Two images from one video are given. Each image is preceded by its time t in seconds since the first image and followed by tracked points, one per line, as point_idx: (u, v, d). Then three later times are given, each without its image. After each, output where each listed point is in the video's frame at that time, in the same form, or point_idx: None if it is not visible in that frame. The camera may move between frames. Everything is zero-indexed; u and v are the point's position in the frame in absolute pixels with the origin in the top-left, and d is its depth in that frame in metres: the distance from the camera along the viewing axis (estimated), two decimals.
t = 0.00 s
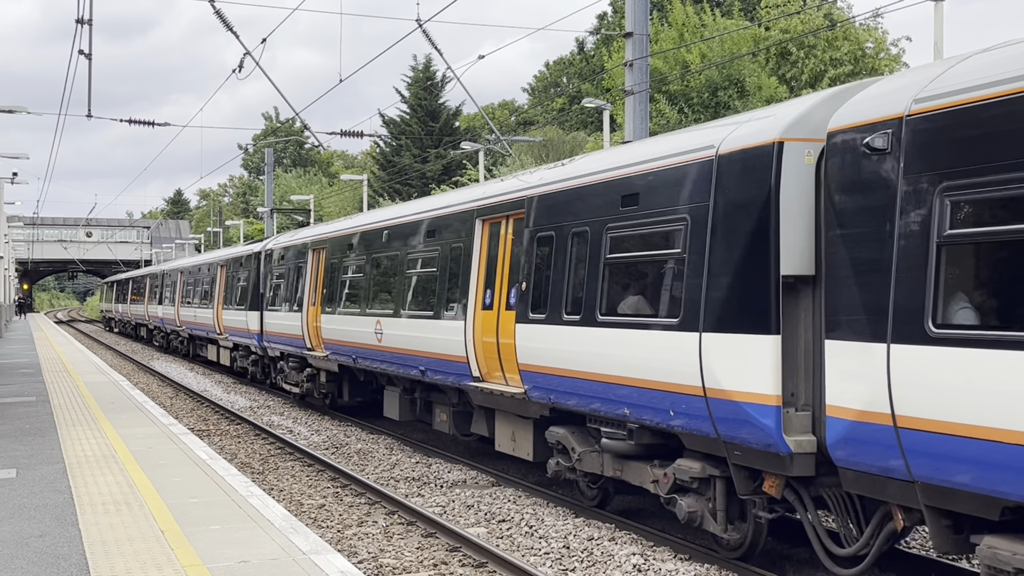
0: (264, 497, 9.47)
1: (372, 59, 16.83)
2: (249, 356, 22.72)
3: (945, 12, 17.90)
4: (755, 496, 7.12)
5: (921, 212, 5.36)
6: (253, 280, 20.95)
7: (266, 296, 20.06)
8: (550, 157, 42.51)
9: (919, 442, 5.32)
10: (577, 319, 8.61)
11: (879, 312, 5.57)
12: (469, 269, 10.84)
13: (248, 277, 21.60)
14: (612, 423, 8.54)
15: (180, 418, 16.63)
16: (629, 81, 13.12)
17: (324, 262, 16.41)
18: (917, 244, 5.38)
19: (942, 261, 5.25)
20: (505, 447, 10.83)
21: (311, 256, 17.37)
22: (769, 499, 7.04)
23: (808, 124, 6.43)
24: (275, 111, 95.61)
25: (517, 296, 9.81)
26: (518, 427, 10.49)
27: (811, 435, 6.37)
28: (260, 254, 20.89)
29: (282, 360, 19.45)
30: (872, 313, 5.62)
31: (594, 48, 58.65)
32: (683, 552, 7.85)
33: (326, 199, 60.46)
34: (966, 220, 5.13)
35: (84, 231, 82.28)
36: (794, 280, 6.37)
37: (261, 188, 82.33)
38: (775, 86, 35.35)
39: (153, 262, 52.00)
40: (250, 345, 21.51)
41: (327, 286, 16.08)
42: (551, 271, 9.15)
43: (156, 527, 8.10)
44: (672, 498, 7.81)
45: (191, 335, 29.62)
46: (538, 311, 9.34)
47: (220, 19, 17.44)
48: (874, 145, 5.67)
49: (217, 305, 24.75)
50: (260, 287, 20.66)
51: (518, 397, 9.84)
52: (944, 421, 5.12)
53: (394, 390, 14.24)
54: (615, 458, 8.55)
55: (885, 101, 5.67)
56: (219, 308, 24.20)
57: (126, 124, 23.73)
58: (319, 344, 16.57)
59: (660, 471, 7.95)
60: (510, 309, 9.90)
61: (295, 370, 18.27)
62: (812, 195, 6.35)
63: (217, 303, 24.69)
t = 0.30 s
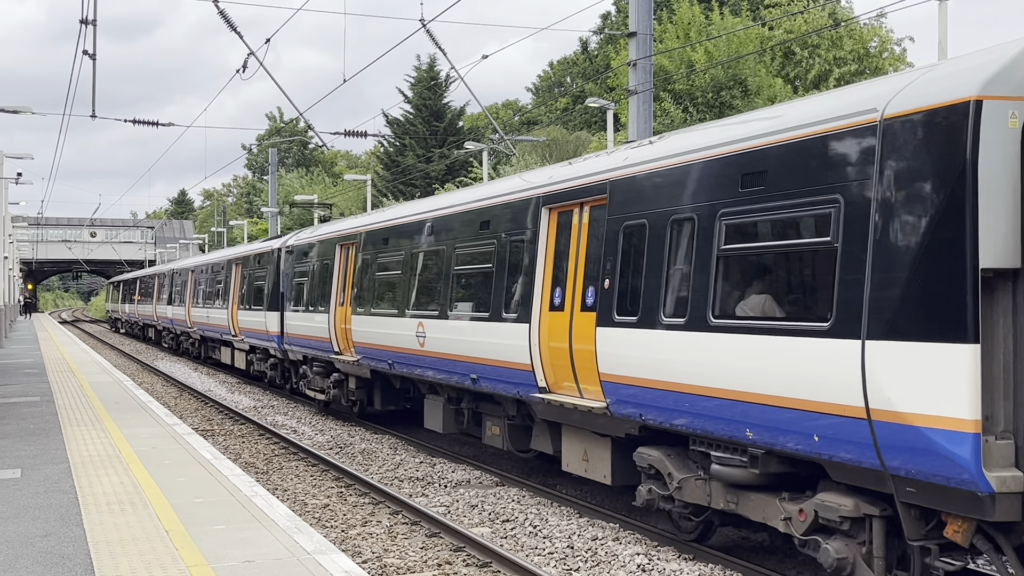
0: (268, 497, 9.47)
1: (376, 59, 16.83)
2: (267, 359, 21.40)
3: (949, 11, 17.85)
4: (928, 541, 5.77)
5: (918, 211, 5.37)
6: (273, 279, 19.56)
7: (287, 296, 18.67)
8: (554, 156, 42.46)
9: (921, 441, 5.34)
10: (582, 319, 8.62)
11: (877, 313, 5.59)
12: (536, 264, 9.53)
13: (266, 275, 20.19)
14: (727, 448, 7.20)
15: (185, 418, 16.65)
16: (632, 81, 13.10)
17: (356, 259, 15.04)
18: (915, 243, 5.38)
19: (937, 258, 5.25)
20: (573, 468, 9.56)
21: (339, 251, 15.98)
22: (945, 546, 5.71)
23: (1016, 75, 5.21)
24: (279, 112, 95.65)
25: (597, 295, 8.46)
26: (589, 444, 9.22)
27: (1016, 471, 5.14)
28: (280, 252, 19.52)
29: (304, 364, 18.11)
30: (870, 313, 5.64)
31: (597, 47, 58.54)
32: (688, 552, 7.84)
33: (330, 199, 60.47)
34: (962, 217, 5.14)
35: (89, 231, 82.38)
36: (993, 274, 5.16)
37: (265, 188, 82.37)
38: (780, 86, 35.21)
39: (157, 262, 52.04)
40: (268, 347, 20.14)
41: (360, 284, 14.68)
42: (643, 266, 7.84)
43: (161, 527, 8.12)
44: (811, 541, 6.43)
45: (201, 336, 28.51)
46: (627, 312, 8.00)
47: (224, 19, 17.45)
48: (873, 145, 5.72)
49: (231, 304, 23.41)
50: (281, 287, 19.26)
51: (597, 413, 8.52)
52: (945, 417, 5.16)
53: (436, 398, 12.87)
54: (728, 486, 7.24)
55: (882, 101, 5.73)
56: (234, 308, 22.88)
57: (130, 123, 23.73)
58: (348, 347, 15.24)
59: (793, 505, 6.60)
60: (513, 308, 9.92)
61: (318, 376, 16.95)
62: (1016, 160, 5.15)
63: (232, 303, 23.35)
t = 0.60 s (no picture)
0: (271, 497, 9.46)
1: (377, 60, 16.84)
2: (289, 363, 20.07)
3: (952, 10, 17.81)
4: None
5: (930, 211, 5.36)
6: (294, 279, 18.15)
7: (310, 296, 17.25)
8: (557, 156, 42.48)
9: (925, 441, 5.26)
10: (584, 319, 8.60)
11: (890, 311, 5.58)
12: (621, 257, 8.12)
13: (287, 274, 18.77)
14: (894, 483, 5.76)
15: (189, 417, 16.68)
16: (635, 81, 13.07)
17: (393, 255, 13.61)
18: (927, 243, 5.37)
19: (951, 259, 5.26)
20: (667, 497, 8.13)
21: (371, 247, 14.57)
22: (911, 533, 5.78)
23: None
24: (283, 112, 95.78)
25: (708, 294, 7.06)
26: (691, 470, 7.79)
27: None
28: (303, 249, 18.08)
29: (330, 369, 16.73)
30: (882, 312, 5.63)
31: (600, 47, 58.43)
32: (691, 552, 7.81)
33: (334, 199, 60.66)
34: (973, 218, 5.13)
35: (92, 232, 82.59)
36: None
37: (269, 188, 82.46)
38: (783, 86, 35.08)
39: (161, 262, 52.12)
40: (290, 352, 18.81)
41: (396, 282, 13.24)
42: (772, 260, 6.49)
43: (163, 527, 8.12)
44: None
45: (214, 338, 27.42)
46: (750, 314, 6.62)
47: (227, 20, 17.45)
48: (876, 145, 5.70)
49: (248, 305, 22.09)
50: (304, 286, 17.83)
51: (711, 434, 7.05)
52: (947, 418, 5.10)
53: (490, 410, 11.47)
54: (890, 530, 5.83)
55: (884, 101, 5.71)
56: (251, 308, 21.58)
57: (134, 123, 23.77)
58: (380, 352, 13.82)
59: (1000, 560, 5.15)
60: (517, 308, 9.90)
61: (346, 382, 15.62)
62: None
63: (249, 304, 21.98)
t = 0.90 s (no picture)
0: (274, 497, 9.48)
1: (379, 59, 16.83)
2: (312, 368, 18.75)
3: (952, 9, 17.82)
4: None
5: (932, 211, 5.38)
6: (318, 278, 16.86)
7: (338, 299, 15.92)
8: (558, 156, 42.50)
9: (927, 440, 5.28)
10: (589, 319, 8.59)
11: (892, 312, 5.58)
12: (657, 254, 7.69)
13: (310, 274, 17.46)
14: None
15: (191, 417, 16.72)
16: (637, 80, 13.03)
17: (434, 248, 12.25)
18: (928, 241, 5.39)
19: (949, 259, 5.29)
20: (802, 538, 6.67)
21: (409, 241, 13.18)
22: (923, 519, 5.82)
23: None
24: (285, 112, 95.84)
25: (878, 291, 5.66)
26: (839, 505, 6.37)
27: None
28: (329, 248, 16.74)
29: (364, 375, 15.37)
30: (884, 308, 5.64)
31: (602, 46, 58.37)
32: (694, 552, 7.82)
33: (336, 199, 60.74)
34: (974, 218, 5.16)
35: (95, 232, 82.76)
36: None
37: (271, 189, 82.53)
38: (785, 86, 35.02)
39: (164, 263, 52.20)
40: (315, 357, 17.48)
41: (440, 279, 11.88)
42: (830, 257, 6.06)
43: (166, 527, 8.13)
44: None
45: (224, 341, 26.31)
46: (945, 317, 5.24)
47: (228, 20, 17.44)
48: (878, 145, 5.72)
49: (265, 306, 20.78)
50: (329, 287, 16.54)
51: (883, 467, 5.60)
52: (948, 417, 5.14)
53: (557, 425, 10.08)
54: None
55: (884, 101, 5.73)
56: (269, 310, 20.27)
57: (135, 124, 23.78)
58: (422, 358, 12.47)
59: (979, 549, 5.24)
60: (519, 307, 9.92)
61: (379, 392, 14.27)
62: None
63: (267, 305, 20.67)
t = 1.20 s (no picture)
0: (275, 496, 9.49)
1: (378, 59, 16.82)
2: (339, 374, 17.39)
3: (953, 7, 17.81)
4: None
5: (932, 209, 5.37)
6: (347, 276, 15.43)
7: (370, 300, 14.47)
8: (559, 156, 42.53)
9: (929, 441, 5.27)
10: (590, 318, 8.61)
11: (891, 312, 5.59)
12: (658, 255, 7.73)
13: (337, 272, 16.02)
14: None
15: (193, 417, 16.74)
16: (638, 79, 13.02)
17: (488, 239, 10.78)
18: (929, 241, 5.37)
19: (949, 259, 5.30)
20: None
21: (457, 234, 11.72)
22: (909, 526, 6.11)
23: None
24: (286, 111, 96.00)
25: None
26: None
27: None
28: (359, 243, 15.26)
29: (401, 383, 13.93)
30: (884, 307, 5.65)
31: (603, 46, 58.35)
32: (695, 551, 7.82)
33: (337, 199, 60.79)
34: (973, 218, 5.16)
35: (96, 232, 82.84)
36: None
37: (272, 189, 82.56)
38: (787, 86, 35.04)
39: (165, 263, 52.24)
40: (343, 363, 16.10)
41: (497, 276, 10.45)
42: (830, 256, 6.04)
43: (168, 527, 8.13)
44: None
45: (237, 344, 25.12)
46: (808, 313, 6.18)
47: (228, 20, 17.44)
48: (879, 144, 5.71)
49: (285, 306, 19.38)
50: (360, 285, 15.12)
51: None
52: (948, 418, 5.15)
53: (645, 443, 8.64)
54: None
55: (884, 100, 5.73)
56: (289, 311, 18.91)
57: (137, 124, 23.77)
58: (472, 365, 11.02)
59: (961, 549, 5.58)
60: (520, 306, 9.93)
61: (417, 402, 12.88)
62: None
63: (286, 305, 19.26)
